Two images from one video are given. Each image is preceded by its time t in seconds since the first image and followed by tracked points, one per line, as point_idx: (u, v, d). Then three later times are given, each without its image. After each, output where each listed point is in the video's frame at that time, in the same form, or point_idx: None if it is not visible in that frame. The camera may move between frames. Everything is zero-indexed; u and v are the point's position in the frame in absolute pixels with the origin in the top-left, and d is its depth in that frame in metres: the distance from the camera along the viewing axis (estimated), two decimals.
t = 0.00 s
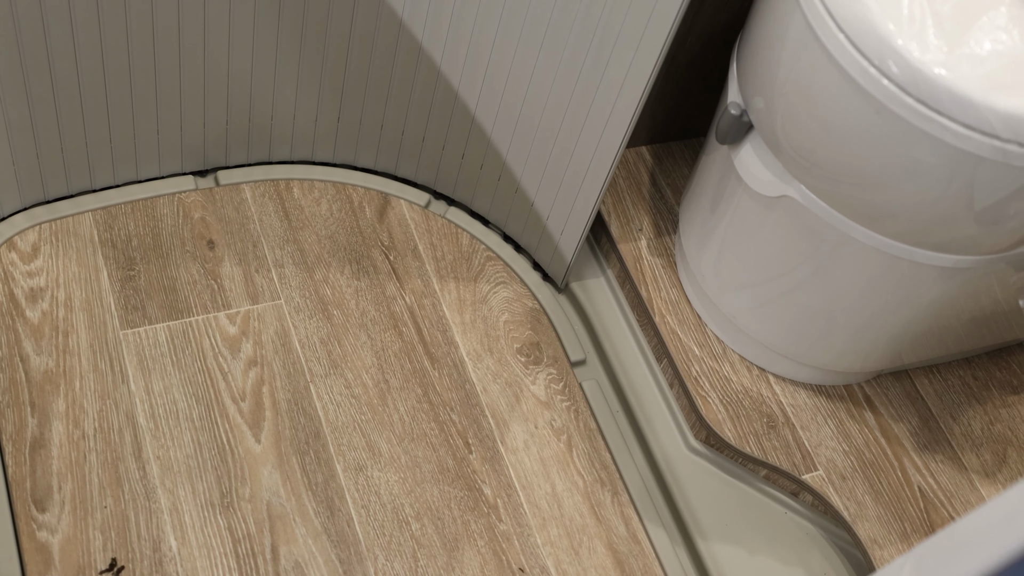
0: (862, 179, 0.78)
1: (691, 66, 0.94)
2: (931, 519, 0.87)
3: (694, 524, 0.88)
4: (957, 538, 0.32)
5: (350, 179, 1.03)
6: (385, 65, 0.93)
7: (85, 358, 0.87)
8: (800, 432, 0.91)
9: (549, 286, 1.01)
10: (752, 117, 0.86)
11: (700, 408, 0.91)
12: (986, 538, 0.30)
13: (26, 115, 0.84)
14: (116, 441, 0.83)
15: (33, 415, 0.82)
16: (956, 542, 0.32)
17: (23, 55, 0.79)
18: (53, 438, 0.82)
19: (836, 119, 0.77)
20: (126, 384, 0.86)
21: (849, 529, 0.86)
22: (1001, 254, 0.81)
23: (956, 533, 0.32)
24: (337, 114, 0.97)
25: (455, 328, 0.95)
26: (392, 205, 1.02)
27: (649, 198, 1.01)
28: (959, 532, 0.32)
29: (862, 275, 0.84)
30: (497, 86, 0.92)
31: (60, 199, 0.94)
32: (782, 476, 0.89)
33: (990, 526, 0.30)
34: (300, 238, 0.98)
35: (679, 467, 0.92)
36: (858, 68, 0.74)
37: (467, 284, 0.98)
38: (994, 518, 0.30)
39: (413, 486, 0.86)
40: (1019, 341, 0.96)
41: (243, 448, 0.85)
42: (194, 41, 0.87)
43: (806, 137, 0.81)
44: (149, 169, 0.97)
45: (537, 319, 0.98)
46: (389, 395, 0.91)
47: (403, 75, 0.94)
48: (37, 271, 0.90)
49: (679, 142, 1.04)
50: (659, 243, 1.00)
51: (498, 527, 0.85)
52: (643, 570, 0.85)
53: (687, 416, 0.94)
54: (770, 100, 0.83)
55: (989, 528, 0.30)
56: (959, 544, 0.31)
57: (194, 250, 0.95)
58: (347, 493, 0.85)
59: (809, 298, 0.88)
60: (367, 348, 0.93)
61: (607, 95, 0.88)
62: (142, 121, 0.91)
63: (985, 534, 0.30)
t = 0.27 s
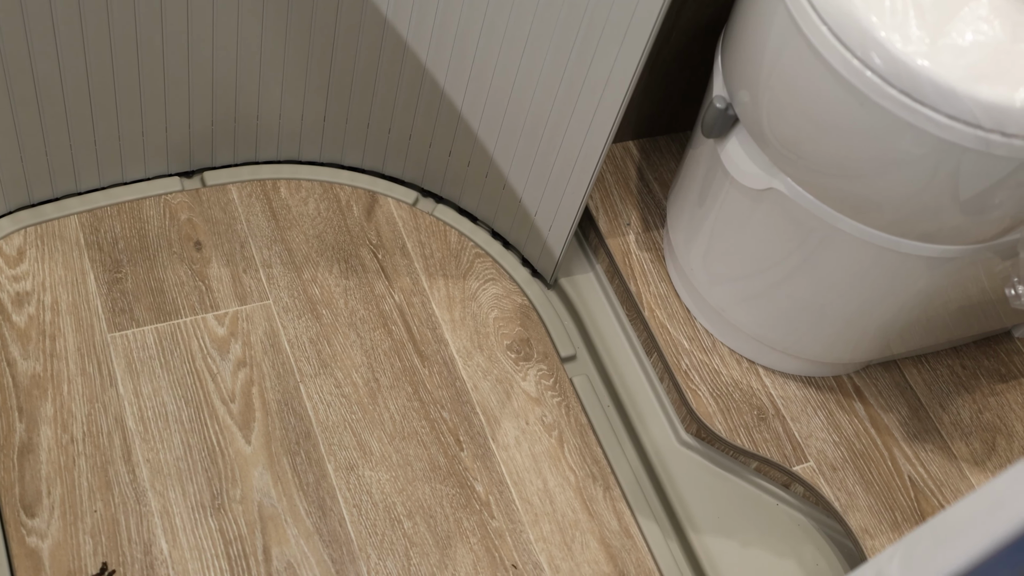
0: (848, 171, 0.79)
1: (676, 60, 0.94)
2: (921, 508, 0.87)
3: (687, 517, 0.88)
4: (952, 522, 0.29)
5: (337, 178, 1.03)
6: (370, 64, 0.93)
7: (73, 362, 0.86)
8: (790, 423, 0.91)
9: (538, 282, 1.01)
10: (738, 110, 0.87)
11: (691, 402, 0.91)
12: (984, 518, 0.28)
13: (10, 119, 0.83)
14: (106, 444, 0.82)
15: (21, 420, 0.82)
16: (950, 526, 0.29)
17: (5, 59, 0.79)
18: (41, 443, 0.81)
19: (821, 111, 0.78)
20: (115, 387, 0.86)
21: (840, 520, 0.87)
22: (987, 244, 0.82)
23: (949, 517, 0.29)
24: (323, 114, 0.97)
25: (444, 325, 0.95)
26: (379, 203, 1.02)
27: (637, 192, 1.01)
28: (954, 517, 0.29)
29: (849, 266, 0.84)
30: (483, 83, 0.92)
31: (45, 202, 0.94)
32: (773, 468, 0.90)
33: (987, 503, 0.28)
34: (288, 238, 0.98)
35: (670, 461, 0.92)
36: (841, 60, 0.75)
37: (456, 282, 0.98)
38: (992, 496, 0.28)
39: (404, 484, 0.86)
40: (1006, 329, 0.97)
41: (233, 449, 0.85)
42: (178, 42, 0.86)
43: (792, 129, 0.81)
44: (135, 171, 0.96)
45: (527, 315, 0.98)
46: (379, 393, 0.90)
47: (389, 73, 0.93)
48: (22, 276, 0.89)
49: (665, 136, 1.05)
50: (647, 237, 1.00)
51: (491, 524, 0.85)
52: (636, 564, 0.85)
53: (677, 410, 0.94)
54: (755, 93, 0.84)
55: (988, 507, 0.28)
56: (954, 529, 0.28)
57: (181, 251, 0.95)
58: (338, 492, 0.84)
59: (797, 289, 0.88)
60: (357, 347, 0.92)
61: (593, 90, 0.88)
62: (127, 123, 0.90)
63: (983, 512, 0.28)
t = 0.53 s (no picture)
0: (828, 162, 0.79)
1: (655, 55, 0.94)
2: (907, 497, 0.88)
3: (674, 511, 0.88)
4: (926, 519, 0.31)
5: (318, 178, 1.02)
6: (350, 63, 0.92)
7: (55, 367, 0.85)
8: (775, 415, 0.92)
9: (522, 279, 1.01)
10: (718, 103, 0.87)
11: (676, 395, 0.91)
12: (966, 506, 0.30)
13: None
14: (89, 449, 0.82)
15: (3, 427, 0.81)
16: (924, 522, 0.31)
17: None
18: (24, 449, 0.81)
19: (800, 102, 0.78)
20: (97, 392, 0.85)
21: (827, 510, 0.87)
22: (966, 233, 0.82)
23: (924, 514, 0.31)
24: (303, 114, 0.97)
25: (429, 324, 0.95)
26: (361, 203, 1.02)
27: (619, 188, 1.01)
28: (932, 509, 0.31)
29: (831, 257, 0.85)
30: (463, 80, 0.92)
31: (24, 207, 0.93)
32: (759, 460, 0.90)
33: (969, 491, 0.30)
34: (270, 239, 0.97)
35: (657, 455, 0.92)
36: (818, 51, 0.75)
37: (440, 280, 0.98)
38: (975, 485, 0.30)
39: (391, 484, 0.86)
40: (988, 317, 0.97)
41: (218, 452, 0.84)
42: (155, 43, 0.86)
43: (772, 122, 0.81)
44: (114, 174, 0.95)
45: (511, 312, 0.98)
46: (364, 393, 0.90)
47: (368, 72, 0.93)
48: (2, 281, 0.89)
49: (646, 131, 1.05)
50: (630, 232, 1.00)
51: (478, 522, 0.85)
52: (624, 559, 0.85)
53: (663, 404, 0.94)
54: (735, 86, 0.84)
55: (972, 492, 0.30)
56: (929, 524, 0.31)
57: (163, 254, 0.94)
58: (325, 493, 0.84)
59: (780, 281, 0.88)
60: (341, 347, 0.92)
61: (573, 85, 0.88)
62: (105, 125, 0.90)
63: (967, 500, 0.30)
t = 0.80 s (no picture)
0: (803, 156, 0.79)
1: (630, 51, 0.94)
2: (887, 488, 0.88)
3: (657, 507, 0.88)
4: (904, 510, 0.37)
5: (294, 179, 1.02)
6: (324, 63, 0.92)
7: (31, 375, 0.85)
8: (756, 409, 0.92)
9: (501, 277, 1.00)
10: (692, 99, 0.87)
11: (656, 391, 0.91)
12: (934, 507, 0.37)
13: None
14: (67, 457, 0.81)
15: None
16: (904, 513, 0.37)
17: None
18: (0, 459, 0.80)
19: (773, 96, 0.78)
20: (75, 399, 0.84)
21: (808, 503, 0.87)
22: (941, 223, 0.83)
23: (900, 506, 0.37)
24: (278, 115, 0.96)
25: (408, 324, 0.94)
26: (338, 204, 1.01)
27: (596, 184, 1.01)
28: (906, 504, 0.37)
29: (807, 250, 0.85)
30: (438, 79, 0.91)
31: None
32: (740, 454, 0.90)
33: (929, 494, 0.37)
34: (246, 242, 0.97)
35: (638, 451, 0.92)
36: (791, 46, 0.75)
37: (418, 279, 0.98)
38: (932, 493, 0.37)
39: (373, 485, 0.85)
40: (965, 307, 0.98)
41: (198, 457, 0.84)
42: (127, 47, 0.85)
43: (746, 116, 0.81)
44: (87, 178, 0.95)
45: (490, 311, 0.97)
46: (344, 394, 0.90)
47: (343, 72, 0.93)
48: None
49: (622, 127, 1.05)
50: (607, 229, 1.00)
51: (461, 522, 0.85)
52: (607, 555, 0.85)
53: (643, 400, 0.94)
54: (708, 81, 0.84)
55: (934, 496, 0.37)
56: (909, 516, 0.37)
57: (138, 259, 0.93)
58: (306, 496, 0.84)
59: (757, 275, 0.89)
60: (320, 349, 0.92)
61: (549, 82, 0.88)
62: (78, 130, 0.89)
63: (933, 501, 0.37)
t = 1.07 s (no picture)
0: (773, 151, 0.79)
1: (599, 50, 0.94)
2: (863, 480, 0.89)
3: (634, 505, 0.88)
4: (881, 501, 0.24)
5: (265, 184, 1.01)
6: (292, 67, 0.91)
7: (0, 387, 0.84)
8: (731, 404, 0.92)
9: (474, 278, 1.00)
10: (661, 97, 0.87)
11: (632, 389, 0.91)
12: (914, 499, 0.23)
13: None
14: (38, 469, 0.80)
15: None
16: (879, 505, 0.24)
17: None
18: None
19: (742, 93, 0.78)
20: (45, 410, 0.83)
21: (785, 497, 0.88)
22: (910, 216, 0.83)
23: (879, 497, 0.24)
24: (247, 120, 0.95)
25: (381, 327, 0.94)
26: (310, 208, 1.01)
27: (568, 183, 1.01)
28: (882, 494, 0.24)
29: (779, 245, 0.85)
30: (407, 80, 0.91)
31: None
32: (717, 450, 0.90)
33: (920, 477, 0.23)
34: (217, 248, 0.96)
35: (615, 449, 0.92)
36: (757, 41, 0.75)
37: (391, 282, 0.97)
38: (915, 478, 0.23)
39: (349, 490, 0.85)
40: (937, 298, 0.98)
41: (172, 466, 0.83)
42: (91, 54, 0.84)
43: (715, 112, 0.81)
44: (55, 187, 0.94)
45: (465, 312, 0.97)
46: (318, 399, 0.89)
47: (311, 76, 0.92)
48: None
49: (593, 125, 1.05)
50: (580, 228, 1.00)
51: (439, 524, 0.85)
52: (586, 554, 0.85)
53: (619, 398, 0.94)
54: (677, 79, 0.84)
55: (923, 478, 0.23)
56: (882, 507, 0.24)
57: (108, 268, 0.92)
58: (282, 502, 0.83)
59: (730, 271, 0.89)
60: (293, 354, 0.91)
61: (518, 81, 0.88)
62: (43, 138, 0.88)
63: (912, 491, 0.23)
